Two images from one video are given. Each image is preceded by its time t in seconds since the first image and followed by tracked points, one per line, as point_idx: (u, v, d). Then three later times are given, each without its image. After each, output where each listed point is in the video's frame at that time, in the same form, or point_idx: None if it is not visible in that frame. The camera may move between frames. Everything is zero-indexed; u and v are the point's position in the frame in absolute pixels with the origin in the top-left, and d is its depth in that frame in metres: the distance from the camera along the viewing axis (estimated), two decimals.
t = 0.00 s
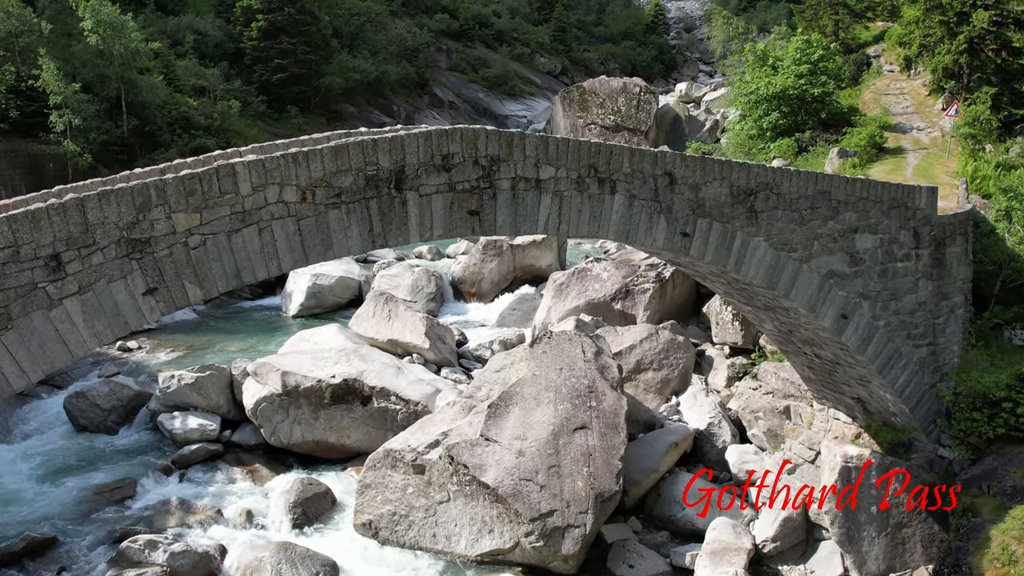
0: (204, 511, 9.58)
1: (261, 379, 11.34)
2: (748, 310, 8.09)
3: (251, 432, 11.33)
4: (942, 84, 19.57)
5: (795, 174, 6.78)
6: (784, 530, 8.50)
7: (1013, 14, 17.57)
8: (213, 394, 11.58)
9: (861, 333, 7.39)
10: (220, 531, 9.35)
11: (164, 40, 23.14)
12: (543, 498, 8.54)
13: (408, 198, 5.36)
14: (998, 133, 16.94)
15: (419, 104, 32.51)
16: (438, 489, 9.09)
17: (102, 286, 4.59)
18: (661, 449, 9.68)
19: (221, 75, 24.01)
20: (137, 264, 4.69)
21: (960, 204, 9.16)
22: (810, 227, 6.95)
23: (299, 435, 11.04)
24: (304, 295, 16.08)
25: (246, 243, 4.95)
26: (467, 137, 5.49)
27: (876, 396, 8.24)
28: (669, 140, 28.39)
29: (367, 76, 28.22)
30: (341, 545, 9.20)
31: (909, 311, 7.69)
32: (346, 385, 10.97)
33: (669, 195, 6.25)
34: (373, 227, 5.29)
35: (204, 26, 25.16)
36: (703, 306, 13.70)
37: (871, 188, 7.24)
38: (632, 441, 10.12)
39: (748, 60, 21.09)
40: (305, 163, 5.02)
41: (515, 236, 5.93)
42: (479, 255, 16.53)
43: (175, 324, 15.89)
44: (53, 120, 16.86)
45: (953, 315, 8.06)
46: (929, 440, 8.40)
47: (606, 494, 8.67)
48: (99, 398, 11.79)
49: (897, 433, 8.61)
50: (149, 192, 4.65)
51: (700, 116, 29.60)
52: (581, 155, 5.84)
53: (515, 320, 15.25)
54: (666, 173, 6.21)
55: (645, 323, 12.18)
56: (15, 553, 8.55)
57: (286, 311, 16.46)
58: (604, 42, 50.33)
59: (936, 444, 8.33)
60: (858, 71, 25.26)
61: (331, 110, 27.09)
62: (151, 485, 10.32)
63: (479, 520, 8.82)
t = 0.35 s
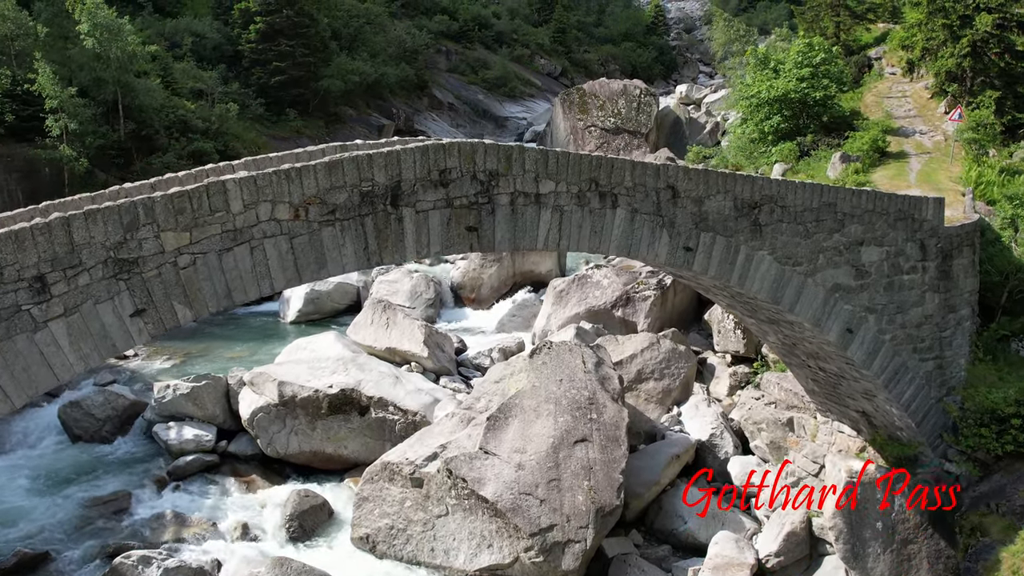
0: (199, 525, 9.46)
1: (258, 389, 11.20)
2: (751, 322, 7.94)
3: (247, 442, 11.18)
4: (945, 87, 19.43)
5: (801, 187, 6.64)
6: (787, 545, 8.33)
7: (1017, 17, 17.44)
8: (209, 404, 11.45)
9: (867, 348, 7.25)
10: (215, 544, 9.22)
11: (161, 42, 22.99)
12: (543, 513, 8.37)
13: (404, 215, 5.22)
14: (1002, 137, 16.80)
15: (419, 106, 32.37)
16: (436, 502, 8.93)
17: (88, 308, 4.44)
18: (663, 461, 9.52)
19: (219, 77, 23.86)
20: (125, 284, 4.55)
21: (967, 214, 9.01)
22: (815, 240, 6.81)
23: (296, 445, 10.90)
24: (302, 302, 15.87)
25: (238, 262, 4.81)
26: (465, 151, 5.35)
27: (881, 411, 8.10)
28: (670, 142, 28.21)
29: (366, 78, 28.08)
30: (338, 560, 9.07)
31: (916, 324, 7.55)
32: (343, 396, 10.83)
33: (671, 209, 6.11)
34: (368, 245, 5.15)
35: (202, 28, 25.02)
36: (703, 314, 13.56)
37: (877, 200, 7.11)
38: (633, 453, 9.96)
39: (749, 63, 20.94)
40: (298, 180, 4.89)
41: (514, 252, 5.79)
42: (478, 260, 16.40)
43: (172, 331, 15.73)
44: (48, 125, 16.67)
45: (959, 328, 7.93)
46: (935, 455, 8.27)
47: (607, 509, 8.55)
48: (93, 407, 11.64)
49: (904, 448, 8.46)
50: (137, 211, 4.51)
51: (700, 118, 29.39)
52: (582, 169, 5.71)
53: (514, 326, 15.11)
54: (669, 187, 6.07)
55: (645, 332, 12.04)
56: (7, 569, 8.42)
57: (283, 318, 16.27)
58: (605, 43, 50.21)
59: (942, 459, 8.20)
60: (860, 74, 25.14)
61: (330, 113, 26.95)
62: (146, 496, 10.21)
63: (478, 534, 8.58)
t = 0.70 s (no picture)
0: (194, 539, 9.33)
1: (254, 399, 11.04)
2: (754, 335, 7.78)
3: (244, 452, 11.05)
4: (947, 91, 19.32)
5: (805, 200, 6.51)
6: (791, 560, 8.19)
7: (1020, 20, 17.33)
8: (205, 414, 11.31)
9: (873, 362, 7.12)
10: (211, 559, 9.10)
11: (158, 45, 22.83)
12: (543, 527, 8.23)
13: (400, 232, 5.09)
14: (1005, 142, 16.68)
15: (419, 108, 32.23)
16: (434, 516, 8.77)
17: (75, 331, 4.31)
18: (665, 474, 9.37)
19: (217, 80, 23.71)
20: (113, 305, 4.42)
21: (973, 223, 8.87)
22: (820, 253, 6.68)
23: (293, 456, 10.76)
24: (300, 307, 15.78)
25: (229, 281, 4.68)
26: (463, 166, 5.22)
27: (886, 425, 7.97)
28: (670, 144, 27.99)
29: (365, 80, 27.93)
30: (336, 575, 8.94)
31: (922, 337, 7.42)
32: (340, 406, 10.69)
33: (674, 223, 5.98)
34: (363, 263, 5.02)
35: (200, 31, 24.87)
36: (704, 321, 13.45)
37: (883, 212, 6.97)
38: (634, 465, 9.80)
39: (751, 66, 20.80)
40: (291, 197, 4.75)
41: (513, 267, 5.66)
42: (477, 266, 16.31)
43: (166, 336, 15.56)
44: (44, 129, 16.52)
45: (966, 341, 7.80)
46: (941, 470, 8.14)
47: (607, 523, 8.42)
48: (88, 417, 11.50)
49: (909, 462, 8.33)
50: (125, 230, 4.37)
51: (701, 120, 29.24)
52: (583, 184, 5.58)
53: (514, 332, 14.97)
54: (672, 201, 5.94)
55: (646, 340, 11.91)
56: None
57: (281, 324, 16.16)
58: (605, 44, 50.09)
59: (948, 474, 8.07)
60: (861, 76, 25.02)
61: (329, 115, 26.77)
62: (142, 508, 10.11)
63: (477, 549, 8.40)
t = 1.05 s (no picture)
0: (189, 551, 9.20)
1: (250, 409, 10.92)
2: (758, 347, 7.64)
3: (240, 462, 10.92)
4: (950, 94, 19.19)
5: (811, 212, 6.38)
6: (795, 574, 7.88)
7: None
8: (201, 424, 11.18)
9: (879, 377, 7.00)
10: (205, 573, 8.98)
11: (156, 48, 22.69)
12: (543, 542, 8.02)
13: (396, 248, 4.96)
14: (1009, 146, 16.54)
15: (418, 109, 32.10)
16: (433, 530, 8.51)
17: (59, 354, 4.16)
18: (666, 486, 9.18)
19: (215, 83, 23.57)
20: (100, 327, 4.28)
21: (980, 234, 8.73)
22: (826, 267, 6.55)
23: (290, 467, 10.62)
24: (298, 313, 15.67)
25: (220, 302, 4.54)
26: (460, 181, 5.09)
27: (892, 439, 7.83)
28: (670, 147, 27.74)
29: (364, 82, 27.81)
30: None
31: (929, 351, 7.29)
32: (338, 416, 10.56)
33: (677, 237, 5.84)
34: (357, 282, 4.89)
35: (198, 33, 24.75)
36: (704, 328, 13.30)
37: (890, 224, 6.84)
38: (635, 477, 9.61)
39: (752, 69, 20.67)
40: (284, 215, 4.62)
41: (512, 284, 5.52)
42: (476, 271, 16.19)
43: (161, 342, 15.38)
44: (40, 134, 16.38)
45: (972, 354, 7.67)
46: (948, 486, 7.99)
47: (608, 538, 8.24)
48: (82, 427, 11.35)
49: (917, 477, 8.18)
50: (112, 249, 4.23)
51: (702, 123, 29.12)
52: (584, 198, 5.45)
53: (513, 338, 14.84)
54: (674, 215, 5.81)
55: (647, 349, 11.77)
56: None
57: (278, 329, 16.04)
58: (605, 45, 49.98)
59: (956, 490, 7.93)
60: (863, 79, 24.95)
61: (327, 117, 26.34)
62: (136, 521, 9.97)
63: (477, 565, 8.09)
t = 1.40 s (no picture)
0: (185, 565, 9.01)
1: (247, 419, 10.80)
2: (762, 361, 7.50)
3: (236, 473, 10.79)
4: (952, 97, 19.06)
5: (816, 225, 6.25)
6: None
7: None
8: (197, 434, 11.05)
9: (886, 392, 6.87)
10: None
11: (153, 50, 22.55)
12: (542, 558, 7.85)
13: (391, 267, 4.82)
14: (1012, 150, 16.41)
15: (417, 111, 31.95)
16: (431, 545, 8.33)
17: (43, 378, 4.02)
18: (667, 499, 9.04)
19: (213, 86, 23.43)
20: (85, 351, 4.13)
21: (987, 244, 8.58)
22: (832, 281, 6.41)
23: (287, 478, 10.49)
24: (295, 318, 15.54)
25: (210, 323, 4.41)
26: (458, 197, 4.95)
27: (897, 453, 7.70)
28: (670, 149, 27.74)
29: (364, 84, 27.68)
30: None
31: (936, 365, 7.16)
32: (335, 426, 10.42)
33: (680, 252, 5.71)
34: (352, 301, 4.76)
35: (196, 35, 24.62)
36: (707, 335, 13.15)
37: (896, 236, 6.71)
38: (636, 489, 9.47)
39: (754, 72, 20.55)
40: (276, 233, 4.48)
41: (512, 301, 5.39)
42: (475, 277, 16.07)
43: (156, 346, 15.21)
44: (35, 138, 16.23)
45: (980, 368, 7.54)
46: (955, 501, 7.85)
47: (610, 553, 8.04)
48: (77, 436, 11.23)
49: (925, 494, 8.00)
50: (98, 270, 4.08)
51: (702, 124, 28.86)
52: (585, 214, 5.32)
53: (513, 345, 14.70)
54: (677, 230, 5.68)
55: (648, 358, 11.63)
56: None
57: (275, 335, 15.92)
58: (605, 46, 49.85)
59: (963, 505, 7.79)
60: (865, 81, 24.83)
61: (325, 121, 25.87)
62: (130, 534, 9.84)
63: None
